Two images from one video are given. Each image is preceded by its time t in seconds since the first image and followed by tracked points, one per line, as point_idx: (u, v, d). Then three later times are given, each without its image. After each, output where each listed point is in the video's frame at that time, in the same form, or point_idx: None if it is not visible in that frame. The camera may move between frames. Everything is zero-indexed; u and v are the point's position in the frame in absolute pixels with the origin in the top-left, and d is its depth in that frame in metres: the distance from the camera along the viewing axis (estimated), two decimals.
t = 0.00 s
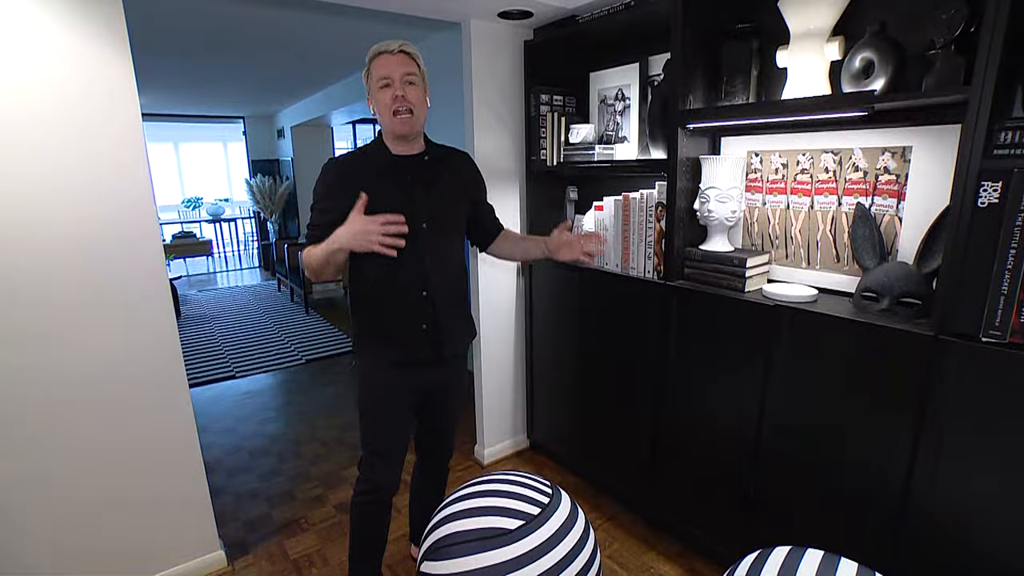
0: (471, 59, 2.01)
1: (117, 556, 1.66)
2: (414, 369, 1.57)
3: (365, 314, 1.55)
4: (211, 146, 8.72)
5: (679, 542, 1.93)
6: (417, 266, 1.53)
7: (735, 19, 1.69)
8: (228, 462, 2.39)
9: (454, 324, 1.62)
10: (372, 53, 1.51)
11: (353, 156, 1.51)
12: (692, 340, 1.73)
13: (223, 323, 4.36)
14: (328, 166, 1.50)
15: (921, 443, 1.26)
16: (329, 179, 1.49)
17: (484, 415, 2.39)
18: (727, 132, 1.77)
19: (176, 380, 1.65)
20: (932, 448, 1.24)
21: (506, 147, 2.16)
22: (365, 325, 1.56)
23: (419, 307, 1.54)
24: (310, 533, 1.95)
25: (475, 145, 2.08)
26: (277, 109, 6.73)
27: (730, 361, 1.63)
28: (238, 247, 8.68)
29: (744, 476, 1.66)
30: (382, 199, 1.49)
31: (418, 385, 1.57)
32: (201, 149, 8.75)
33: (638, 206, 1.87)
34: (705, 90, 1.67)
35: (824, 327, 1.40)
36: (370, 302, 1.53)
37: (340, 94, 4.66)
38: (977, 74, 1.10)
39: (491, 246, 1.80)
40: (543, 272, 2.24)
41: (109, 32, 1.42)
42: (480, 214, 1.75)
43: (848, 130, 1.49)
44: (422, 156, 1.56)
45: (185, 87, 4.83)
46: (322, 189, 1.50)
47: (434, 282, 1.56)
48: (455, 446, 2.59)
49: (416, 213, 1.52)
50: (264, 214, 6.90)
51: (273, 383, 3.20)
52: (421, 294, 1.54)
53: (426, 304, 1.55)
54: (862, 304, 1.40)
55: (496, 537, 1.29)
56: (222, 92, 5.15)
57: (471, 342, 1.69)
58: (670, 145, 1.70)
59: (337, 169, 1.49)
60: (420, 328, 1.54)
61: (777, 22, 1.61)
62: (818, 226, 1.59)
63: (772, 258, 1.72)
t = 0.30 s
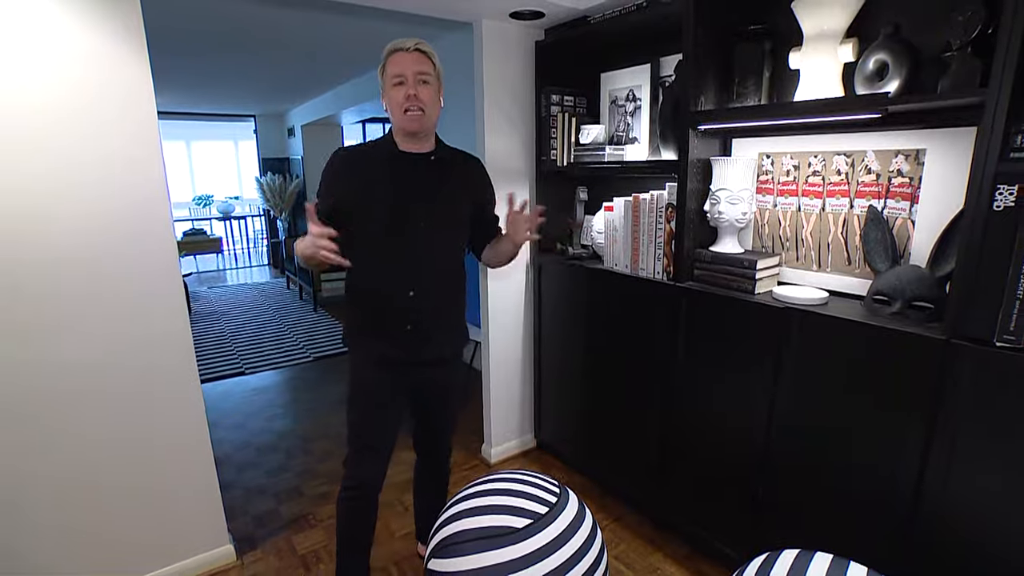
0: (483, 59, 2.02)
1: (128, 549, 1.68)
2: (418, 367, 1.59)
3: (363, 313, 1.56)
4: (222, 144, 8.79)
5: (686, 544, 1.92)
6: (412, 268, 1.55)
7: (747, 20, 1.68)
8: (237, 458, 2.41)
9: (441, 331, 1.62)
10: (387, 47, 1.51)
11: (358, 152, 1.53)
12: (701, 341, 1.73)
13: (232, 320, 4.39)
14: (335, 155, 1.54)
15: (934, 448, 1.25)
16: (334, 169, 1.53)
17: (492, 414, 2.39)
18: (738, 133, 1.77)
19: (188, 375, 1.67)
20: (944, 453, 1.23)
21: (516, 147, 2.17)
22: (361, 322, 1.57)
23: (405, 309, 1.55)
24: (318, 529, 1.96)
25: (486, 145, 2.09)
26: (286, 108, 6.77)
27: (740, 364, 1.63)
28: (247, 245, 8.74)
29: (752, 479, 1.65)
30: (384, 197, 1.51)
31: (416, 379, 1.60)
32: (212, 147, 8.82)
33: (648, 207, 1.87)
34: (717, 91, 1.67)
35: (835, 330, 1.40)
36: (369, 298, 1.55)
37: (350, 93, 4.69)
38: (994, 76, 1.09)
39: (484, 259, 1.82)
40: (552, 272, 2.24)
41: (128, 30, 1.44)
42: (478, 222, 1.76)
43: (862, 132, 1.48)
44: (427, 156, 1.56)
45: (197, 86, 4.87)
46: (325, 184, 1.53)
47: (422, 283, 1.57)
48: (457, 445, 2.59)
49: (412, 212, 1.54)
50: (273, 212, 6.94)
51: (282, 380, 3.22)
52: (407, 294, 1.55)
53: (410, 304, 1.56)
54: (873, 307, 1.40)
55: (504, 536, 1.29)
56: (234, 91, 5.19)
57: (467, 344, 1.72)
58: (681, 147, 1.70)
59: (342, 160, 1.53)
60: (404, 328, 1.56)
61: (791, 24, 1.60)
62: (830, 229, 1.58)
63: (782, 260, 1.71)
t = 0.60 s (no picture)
0: (495, 61, 2.02)
1: (145, 546, 1.69)
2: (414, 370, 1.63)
3: (367, 317, 1.55)
4: (235, 146, 8.88)
5: (699, 548, 1.91)
6: (403, 276, 1.57)
7: (761, 19, 1.67)
8: (249, 457, 2.43)
9: (428, 334, 1.63)
10: (372, 41, 1.47)
11: (355, 152, 1.52)
12: (715, 344, 1.71)
13: (245, 320, 4.43)
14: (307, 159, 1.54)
15: (955, 453, 1.23)
16: (307, 173, 1.53)
17: (503, 416, 2.39)
18: (752, 134, 1.75)
19: (204, 375, 1.69)
20: (966, 458, 1.21)
21: (527, 149, 2.17)
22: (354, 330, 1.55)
23: (389, 315, 1.56)
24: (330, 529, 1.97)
25: (497, 146, 2.09)
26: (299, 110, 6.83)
27: (755, 366, 1.61)
28: (260, 246, 8.82)
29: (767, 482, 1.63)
30: (360, 200, 1.51)
31: (414, 378, 1.62)
32: (226, 149, 8.92)
33: (661, 208, 1.86)
34: (730, 92, 1.66)
35: (852, 333, 1.38)
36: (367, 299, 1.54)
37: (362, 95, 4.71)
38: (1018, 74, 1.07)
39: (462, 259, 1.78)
40: (564, 273, 2.23)
41: (147, 32, 1.45)
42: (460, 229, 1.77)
43: (879, 132, 1.47)
44: (404, 159, 1.55)
45: (211, 89, 4.92)
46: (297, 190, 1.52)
47: (406, 289, 1.58)
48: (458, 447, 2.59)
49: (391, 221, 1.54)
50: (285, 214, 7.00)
51: (294, 381, 3.24)
52: (392, 303, 1.57)
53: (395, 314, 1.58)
54: (891, 310, 1.37)
55: (517, 538, 1.29)
56: (247, 94, 5.24)
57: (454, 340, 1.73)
58: (694, 147, 1.69)
59: (314, 164, 1.52)
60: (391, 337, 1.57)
61: (806, 23, 1.59)
62: (846, 230, 1.56)
63: (797, 261, 1.70)
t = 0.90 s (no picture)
0: (510, 63, 2.02)
1: (157, 544, 1.70)
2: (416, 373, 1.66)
3: (377, 320, 1.56)
4: (252, 147, 8.99)
5: (712, 556, 1.88)
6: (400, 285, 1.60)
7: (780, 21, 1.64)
8: (262, 457, 2.44)
9: (417, 335, 1.67)
10: (364, 43, 1.46)
11: (349, 156, 1.52)
12: (731, 349, 1.69)
13: (259, 321, 4.47)
14: (277, 162, 1.51)
15: (981, 465, 1.19)
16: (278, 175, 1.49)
17: (515, 419, 2.38)
18: (769, 138, 1.73)
19: (218, 375, 1.70)
20: (994, 471, 1.17)
21: (542, 152, 2.16)
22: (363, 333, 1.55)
23: (382, 321, 1.57)
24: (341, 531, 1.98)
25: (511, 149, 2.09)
26: (315, 112, 6.88)
27: (771, 374, 1.58)
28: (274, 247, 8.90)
29: (783, 492, 1.60)
30: (339, 202, 1.50)
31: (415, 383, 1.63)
32: (242, 151, 9.03)
33: (677, 212, 1.84)
34: (748, 94, 1.64)
35: (872, 340, 1.35)
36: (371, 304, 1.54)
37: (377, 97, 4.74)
38: None
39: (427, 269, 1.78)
40: (578, 276, 2.22)
41: (165, 35, 1.47)
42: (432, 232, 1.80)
43: (903, 136, 1.43)
44: (381, 163, 1.59)
45: (228, 91, 4.98)
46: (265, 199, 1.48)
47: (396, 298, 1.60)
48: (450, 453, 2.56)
49: (376, 225, 1.55)
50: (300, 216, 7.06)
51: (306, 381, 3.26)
52: (386, 311, 1.58)
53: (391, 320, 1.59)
54: (914, 317, 1.34)
55: (528, 545, 1.27)
56: (264, 96, 5.30)
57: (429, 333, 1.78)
58: (711, 151, 1.67)
59: (286, 166, 1.49)
60: (386, 348, 1.59)
61: (826, 25, 1.56)
62: (866, 235, 1.54)
63: (816, 267, 1.67)
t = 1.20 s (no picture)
0: (523, 66, 2.02)
1: (170, 539, 1.74)
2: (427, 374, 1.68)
3: (388, 321, 1.57)
4: (270, 149, 9.10)
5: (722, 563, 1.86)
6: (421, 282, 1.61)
7: (795, 24, 1.62)
8: (274, 455, 2.47)
9: (432, 336, 1.72)
10: (379, 49, 1.47)
11: (366, 158, 1.55)
12: (742, 354, 1.67)
13: (274, 321, 4.53)
14: (293, 167, 1.48)
15: (999, 476, 1.17)
16: (298, 179, 1.47)
17: (525, 422, 2.38)
18: (783, 142, 1.71)
19: (231, 374, 1.73)
20: (1011, 482, 1.15)
21: (554, 155, 2.16)
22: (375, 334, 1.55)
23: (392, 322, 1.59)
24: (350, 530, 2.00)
25: (523, 152, 2.09)
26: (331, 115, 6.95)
27: (783, 381, 1.57)
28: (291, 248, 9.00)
29: (794, 499, 1.58)
30: (364, 202, 1.53)
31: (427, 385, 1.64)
32: (261, 153, 9.15)
33: (689, 216, 1.83)
34: (762, 98, 1.63)
35: (886, 348, 1.33)
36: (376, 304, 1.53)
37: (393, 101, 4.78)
38: None
39: (467, 241, 1.91)
40: (589, 279, 2.22)
41: (183, 39, 1.50)
42: (444, 227, 1.85)
43: (919, 140, 1.41)
44: (389, 163, 1.63)
45: (246, 94, 5.05)
46: (273, 197, 1.47)
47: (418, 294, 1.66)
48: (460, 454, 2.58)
49: (399, 224, 1.60)
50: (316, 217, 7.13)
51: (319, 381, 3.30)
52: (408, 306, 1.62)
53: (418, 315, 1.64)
54: (930, 325, 1.32)
55: (535, 548, 1.27)
56: (281, 99, 5.36)
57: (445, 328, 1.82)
58: (724, 155, 1.66)
59: (307, 170, 1.48)
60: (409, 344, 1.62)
61: (843, 27, 1.55)
62: (882, 241, 1.51)
63: (830, 272, 1.65)
